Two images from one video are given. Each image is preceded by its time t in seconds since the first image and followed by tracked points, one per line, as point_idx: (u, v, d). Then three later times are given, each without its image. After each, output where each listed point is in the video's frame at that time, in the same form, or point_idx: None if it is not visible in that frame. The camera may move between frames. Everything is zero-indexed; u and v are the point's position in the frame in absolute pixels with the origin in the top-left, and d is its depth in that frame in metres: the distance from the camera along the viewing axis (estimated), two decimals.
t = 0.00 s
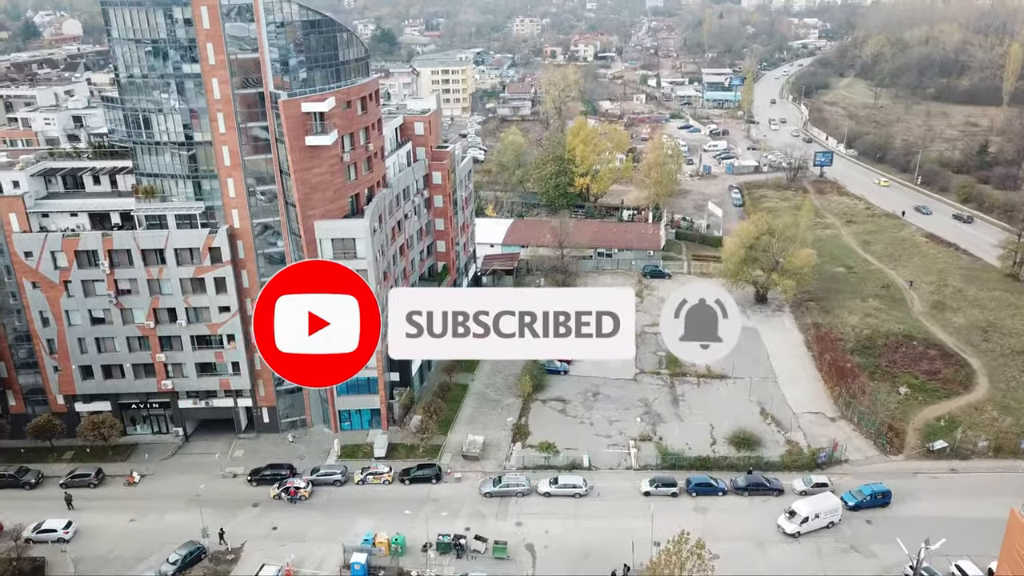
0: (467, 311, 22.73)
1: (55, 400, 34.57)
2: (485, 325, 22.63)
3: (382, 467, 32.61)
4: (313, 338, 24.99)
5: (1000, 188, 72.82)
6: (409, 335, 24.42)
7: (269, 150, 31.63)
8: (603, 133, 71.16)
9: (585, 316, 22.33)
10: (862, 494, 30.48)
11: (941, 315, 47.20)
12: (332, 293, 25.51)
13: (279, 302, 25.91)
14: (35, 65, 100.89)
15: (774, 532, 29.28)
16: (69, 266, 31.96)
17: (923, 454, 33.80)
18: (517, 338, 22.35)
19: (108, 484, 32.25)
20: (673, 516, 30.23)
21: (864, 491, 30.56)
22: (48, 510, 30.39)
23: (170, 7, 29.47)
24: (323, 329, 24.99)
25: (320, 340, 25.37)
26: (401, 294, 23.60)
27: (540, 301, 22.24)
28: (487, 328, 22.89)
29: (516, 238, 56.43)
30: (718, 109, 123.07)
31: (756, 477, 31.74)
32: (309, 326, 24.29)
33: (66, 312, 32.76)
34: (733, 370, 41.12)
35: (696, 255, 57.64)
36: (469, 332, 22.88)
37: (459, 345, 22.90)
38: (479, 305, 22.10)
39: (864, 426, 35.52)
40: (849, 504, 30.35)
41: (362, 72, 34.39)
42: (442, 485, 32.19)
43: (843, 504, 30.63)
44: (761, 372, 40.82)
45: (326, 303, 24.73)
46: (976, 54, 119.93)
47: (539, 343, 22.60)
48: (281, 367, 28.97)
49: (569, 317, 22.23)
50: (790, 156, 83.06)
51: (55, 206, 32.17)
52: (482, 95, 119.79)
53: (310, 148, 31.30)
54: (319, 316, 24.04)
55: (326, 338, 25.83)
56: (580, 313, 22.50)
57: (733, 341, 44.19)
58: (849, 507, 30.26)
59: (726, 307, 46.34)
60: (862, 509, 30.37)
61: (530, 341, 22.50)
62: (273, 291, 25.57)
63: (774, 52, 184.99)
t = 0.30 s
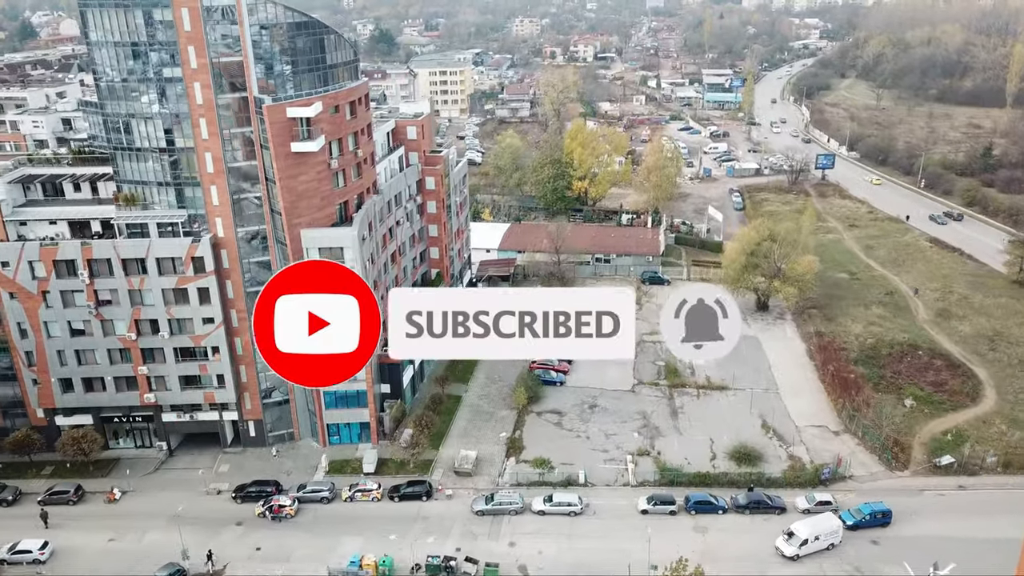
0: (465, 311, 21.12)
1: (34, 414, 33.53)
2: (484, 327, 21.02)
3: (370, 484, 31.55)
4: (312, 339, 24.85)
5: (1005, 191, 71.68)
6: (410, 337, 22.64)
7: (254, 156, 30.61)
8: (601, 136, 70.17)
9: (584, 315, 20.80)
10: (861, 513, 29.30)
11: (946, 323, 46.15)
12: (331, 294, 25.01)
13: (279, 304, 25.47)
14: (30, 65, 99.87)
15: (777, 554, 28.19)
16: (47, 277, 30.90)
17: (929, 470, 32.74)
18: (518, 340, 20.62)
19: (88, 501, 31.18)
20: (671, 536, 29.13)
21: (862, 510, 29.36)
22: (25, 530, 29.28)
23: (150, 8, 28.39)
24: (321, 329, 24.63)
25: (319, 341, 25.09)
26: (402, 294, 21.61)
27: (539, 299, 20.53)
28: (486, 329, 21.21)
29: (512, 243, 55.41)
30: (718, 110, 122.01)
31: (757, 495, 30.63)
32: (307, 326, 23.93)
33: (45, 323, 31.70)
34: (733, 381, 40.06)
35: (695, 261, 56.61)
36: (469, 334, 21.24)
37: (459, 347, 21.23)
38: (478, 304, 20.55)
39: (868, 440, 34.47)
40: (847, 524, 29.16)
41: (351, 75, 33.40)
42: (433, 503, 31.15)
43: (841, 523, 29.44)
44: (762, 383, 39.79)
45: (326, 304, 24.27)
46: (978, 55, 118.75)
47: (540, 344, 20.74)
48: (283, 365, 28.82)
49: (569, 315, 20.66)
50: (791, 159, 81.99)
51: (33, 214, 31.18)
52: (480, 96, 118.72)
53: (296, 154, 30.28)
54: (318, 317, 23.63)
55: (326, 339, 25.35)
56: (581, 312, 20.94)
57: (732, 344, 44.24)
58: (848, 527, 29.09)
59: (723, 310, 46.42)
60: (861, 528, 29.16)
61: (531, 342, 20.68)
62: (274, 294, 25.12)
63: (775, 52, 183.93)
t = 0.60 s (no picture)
0: (470, 314, 27.40)
1: (12, 428, 32.48)
2: (486, 326, 27.55)
3: (358, 502, 30.49)
4: (314, 336, 28.39)
5: (1010, 195, 70.57)
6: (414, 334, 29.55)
7: (237, 163, 29.57)
8: (600, 138, 69.04)
9: (585, 317, 27.10)
10: (858, 533, 28.07)
11: (951, 331, 45.11)
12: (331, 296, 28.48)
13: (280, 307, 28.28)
14: (23, 66, 98.82)
15: None
16: (24, 287, 29.87)
17: (936, 487, 31.64)
18: (516, 336, 27.29)
19: (66, 520, 30.13)
20: (669, 557, 28.04)
21: (860, 530, 28.15)
22: None
23: (127, 11, 27.34)
24: (322, 328, 28.11)
25: (320, 338, 28.64)
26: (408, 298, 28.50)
27: (537, 303, 27.16)
28: (486, 328, 27.85)
29: (508, 248, 54.33)
30: (718, 111, 120.95)
31: (758, 513, 29.53)
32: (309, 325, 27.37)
33: (22, 336, 30.67)
34: (733, 392, 38.98)
35: (695, 267, 55.54)
36: (471, 331, 27.87)
37: (463, 341, 28.10)
38: (480, 307, 27.12)
39: (873, 456, 33.43)
40: (843, 545, 27.92)
41: (340, 79, 32.35)
42: (423, 522, 30.10)
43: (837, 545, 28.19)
44: (763, 394, 38.71)
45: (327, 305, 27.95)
46: (981, 56, 117.63)
47: (539, 341, 27.34)
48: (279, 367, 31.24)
49: (567, 317, 26.77)
50: (792, 161, 80.92)
51: (10, 223, 30.23)
52: (479, 97, 117.64)
53: (281, 161, 29.24)
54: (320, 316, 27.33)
55: (326, 337, 29.16)
56: (579, 316, 27.04)
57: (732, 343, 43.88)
58: (846, 548, 27.85)
59: (724, 306, 45.33)
60: (858, 549, 27.93)
61: (530, 339, 27.40)
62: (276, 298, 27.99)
63: (776, 52, 182.77)
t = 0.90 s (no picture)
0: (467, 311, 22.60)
1: None
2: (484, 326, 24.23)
3: (345, 521, 29.38)
4: (314, 337, 29.24)
5: (1015, 198, 69.43)
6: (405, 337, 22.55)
7: (219, 171, 28.56)
8: (598, 141, 68.01)
9: (544, 317, 32.56)
10: (855, 556, 26.84)
11: (957, 340, 44.02)
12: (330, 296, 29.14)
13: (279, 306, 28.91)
14: (17, 67, 97.93)
15: None
16: None
17: (944, 505, 30.50)
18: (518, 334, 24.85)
19: (42, 539, 29.08)
20: None
21: (857, 553, 26.94)
22: None
23: (103, 13, 26.31)
24: (321, 329, 28.89)
25: (321, 338, 29.49)
26: (398, 297, 33.34)
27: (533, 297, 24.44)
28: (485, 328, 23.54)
29: (504, 254, 53.33)
30: (719, 112, 119.94)
31: (759, 533, 28.42)
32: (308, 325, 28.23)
33: None
34: (733, 404, 37.95)
35: (695, 273, 54.50)
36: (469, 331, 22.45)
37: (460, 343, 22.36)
38: (467, 307, 32.96)
39: (878, 472, 32.33)
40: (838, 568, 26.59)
41: (326, 83, 31.32)
42: (412, 541, 29.02)
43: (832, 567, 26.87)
44: (765, 407, 37.65)
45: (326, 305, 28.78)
46: (984, 57, 116.52)
47: (512, 335, 32.97)
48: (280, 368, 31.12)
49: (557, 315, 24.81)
50: (794, 164, 79.89)
51: None
52: (477, 98, 116.67)
53: (264, 168, 28.19)
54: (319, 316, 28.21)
55: (326, 337, 29.79)
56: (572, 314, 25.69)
57: (731, 343, 43.89)
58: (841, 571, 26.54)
59: (724, 305, 45.04)
60: (855, 573, 26.66)
61: (507, 334, 32.95)
62: (273, 297, 28.58)
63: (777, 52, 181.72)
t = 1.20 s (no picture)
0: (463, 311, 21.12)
1: None
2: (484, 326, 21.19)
3: (331, 541, 28.25)
4: (314, 337, 25.17)
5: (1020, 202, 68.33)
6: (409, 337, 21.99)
7: (200, 179, 27.52)
8: (597, 144, 66.99)
9: (584, 315, 20.97)
10: None
11: (963, 349, 42.94)
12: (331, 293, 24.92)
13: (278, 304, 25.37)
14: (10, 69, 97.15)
15: None
16: None
17: (951, 524, 29.41)
18: (517, 339, 21.04)
19: (16, 560, 28.06)
20: None
21: None
22: None
23: (77, 14, 25.24)
24: (321, 329, 24.69)
25: (321, 339, 25.32)
26: (400, 295, 20.88)
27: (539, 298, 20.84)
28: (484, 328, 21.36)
29: (500, 260, 52.31)
30: (719, 114, 118.89)
31: (760, 554, 27.31)
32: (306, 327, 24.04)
33: None
34: (732, 416, 36.88)
35: (694, 279, 53.46)
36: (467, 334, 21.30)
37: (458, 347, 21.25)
38: (478, 303, 20.89)
39: (882, 489, 31.28)
40: None
41: (313, 87, 30.29)
42: (399, 563, 27.92)
43: None
44: (765, 420, 36.58)
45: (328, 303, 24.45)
46: (987, 58, 115.43)
47: (540, 344, 21.13)
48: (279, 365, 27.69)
49: (568, 315, 20.81)
50: (795, 167, 78.83)
51: None
52: (476, 99, 115.69)
53: (246, 176, 27.15)
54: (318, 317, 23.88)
55: (326, 338, 25.59)
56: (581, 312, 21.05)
57: (731, 353, 42.91)
58: None
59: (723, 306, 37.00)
60: None
61: (531, 342, 21.08)
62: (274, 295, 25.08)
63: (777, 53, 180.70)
